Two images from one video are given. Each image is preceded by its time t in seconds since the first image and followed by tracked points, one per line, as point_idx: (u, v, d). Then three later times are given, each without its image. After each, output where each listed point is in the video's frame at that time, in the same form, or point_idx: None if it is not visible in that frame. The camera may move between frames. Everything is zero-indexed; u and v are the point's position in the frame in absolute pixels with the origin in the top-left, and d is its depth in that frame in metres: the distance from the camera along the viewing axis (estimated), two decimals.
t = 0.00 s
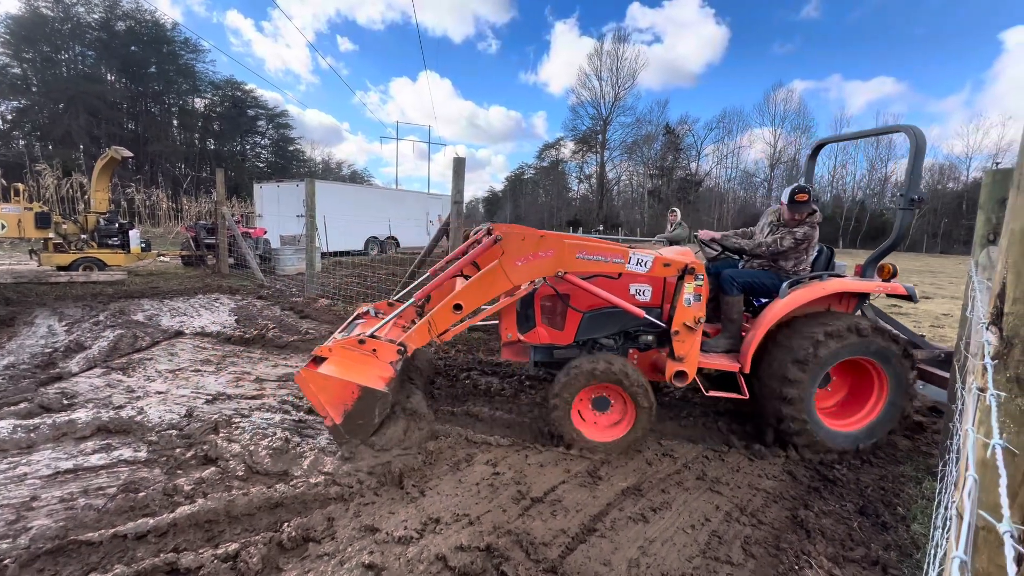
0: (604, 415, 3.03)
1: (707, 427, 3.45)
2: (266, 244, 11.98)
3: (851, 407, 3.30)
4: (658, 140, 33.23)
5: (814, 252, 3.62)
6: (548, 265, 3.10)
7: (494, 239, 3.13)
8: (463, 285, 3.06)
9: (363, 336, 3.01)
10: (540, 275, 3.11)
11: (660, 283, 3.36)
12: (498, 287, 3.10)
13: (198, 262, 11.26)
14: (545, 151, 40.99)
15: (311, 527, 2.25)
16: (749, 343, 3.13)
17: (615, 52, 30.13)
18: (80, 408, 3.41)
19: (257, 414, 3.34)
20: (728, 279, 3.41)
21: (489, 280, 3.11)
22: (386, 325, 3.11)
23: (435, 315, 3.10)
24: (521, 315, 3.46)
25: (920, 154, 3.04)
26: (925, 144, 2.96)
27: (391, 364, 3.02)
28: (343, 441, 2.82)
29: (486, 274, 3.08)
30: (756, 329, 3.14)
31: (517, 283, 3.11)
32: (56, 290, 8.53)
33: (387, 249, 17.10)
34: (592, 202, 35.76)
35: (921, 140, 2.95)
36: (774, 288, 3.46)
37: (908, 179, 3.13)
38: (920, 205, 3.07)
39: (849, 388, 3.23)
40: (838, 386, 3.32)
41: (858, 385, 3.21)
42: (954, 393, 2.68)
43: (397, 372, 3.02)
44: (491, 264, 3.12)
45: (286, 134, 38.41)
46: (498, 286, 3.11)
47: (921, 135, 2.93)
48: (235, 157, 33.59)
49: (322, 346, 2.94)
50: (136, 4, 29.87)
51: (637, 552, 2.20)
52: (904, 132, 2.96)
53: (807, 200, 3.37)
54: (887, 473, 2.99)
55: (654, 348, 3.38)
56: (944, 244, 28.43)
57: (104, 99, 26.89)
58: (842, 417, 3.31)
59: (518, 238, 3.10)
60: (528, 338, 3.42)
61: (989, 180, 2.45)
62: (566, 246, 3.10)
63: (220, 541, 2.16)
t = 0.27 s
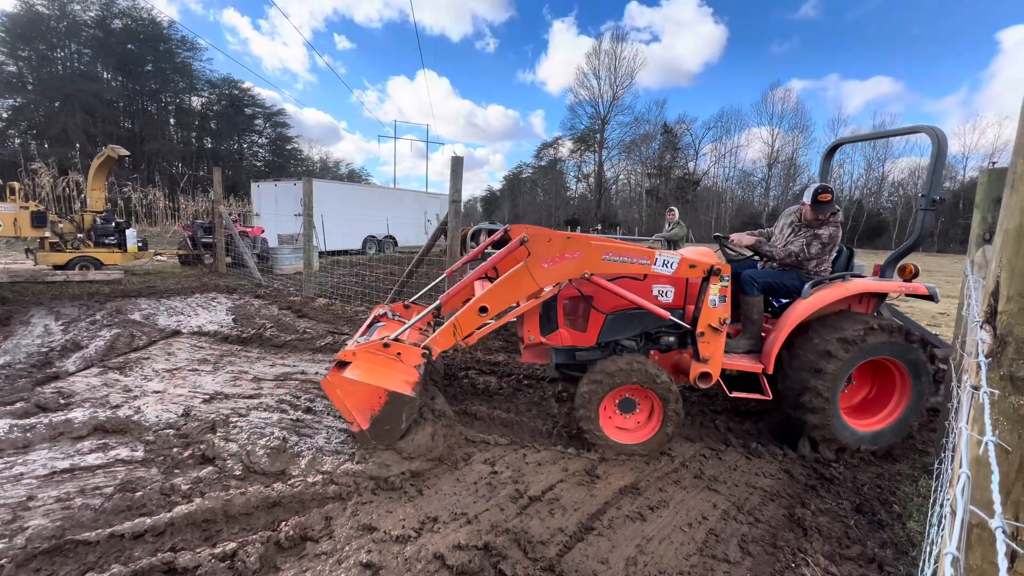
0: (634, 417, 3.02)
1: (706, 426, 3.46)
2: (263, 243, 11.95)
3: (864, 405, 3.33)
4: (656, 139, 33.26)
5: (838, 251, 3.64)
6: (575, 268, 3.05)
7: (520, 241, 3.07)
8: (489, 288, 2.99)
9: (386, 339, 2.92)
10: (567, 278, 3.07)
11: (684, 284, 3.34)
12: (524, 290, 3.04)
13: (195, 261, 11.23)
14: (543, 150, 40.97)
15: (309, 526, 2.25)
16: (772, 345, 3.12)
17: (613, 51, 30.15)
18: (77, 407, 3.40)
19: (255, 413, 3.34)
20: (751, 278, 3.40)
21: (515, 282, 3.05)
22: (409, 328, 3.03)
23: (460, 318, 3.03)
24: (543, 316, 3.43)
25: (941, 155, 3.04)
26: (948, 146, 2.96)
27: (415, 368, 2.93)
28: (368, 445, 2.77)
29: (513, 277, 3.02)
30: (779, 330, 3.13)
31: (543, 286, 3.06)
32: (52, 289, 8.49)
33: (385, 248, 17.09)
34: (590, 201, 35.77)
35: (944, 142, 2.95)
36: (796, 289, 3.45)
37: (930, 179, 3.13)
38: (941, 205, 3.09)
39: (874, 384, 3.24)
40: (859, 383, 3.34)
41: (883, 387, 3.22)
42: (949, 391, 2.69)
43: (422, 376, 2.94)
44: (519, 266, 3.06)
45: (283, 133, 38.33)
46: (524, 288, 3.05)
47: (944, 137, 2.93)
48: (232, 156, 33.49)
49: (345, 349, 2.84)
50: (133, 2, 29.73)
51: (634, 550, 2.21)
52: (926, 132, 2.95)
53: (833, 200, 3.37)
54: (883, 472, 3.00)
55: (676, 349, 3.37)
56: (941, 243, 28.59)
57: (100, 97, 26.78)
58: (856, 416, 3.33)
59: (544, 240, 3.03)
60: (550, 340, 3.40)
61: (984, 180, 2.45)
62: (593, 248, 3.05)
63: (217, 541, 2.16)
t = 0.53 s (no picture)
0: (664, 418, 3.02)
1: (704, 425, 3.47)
2: (260, 242, 11.92)
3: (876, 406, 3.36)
4: (654, 138, 33.31)
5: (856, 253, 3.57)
6: (599, 269, 3.02)
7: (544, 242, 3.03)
8: (513, 289, 2.94)
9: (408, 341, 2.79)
10: (592, 279, 3.04)
11: (703, 285, 3.35)
12: (549, 291, 2.99)
13: (192, 260, 11.20)
14: (541, 149, 40.98)
15: (307, 526, 2.24)
16: (791, 347, 3.16)
17: (610, 51, 30.18)
18: (73, 407, 3.39)
19: (253, 413, 3.33)
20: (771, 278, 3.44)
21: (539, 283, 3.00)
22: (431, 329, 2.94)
23: (483, 320, 2.96)
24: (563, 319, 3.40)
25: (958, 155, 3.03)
26: (965, 145, 2.95)
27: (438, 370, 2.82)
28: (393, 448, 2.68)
29: (537, 277, 2.97)
30: (799, 330, 3.17)
31: (567, 287, 3.02)
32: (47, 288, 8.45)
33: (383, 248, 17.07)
34: (588, 201, 35.80)
35: (961, 142, 2.94)
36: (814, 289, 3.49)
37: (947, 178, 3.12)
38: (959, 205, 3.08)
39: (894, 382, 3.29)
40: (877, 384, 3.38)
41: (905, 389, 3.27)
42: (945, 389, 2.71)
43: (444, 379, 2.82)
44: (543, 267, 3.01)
45: (280, 132, 38.25)
46: (548, 290, 3.01)
47: (962, 137, 2.92)
48: (229, 155, 33.41)
49: (367, 351, 2.71)
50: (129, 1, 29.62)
51: (632, 549, 2.21)
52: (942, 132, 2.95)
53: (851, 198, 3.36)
54: (880, 471, 3.02)
55: (695, 350, 3.40)
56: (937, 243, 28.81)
57: (96, 96, 26.67)
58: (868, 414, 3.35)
59: (569, 240, 2.99)
60: (570, 342, 3.38)
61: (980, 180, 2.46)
62: (618, 249, 3.02)
63: (215, 541, 2.15)
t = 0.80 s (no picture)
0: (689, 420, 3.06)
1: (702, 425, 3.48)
2: (258, 242, 11.90)
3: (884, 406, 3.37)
4: (651, 138, 33.35)
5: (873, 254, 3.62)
6: (622, 270, 3.03)
7: (567, 244, 3.04)
8: (537, 290, 2.94)
9: (432, 343, 2.85)
10: (615, 280, 3.04)
11: (722, 287, 3.36)
12: (572, 292, 2.99)
13: (189, 260, 11.17)
14: (539, 149, 41.00)
15: (304, 526, 2.24)
16: (810, 347, 3.20)
17: (608, 51, 30.23)
18: (69, 408, 3.38)
19: (250, 413, 3.32)
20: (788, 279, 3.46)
21: (562, 285, 3.00)
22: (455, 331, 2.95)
23: (506, 321, 2.96)
24: (582, 319, 3.40)
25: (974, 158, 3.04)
26: (982, 148, 2.96)
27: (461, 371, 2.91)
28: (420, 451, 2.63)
29: (560, 278, 2.97)
30: (817, 331, 3.21)
31: (590, 288, 3.02)
32: (43, 289, 8.41)
33: (381, 247, 17.06)
34: (586, 201, 35.83)
35: (978, 144, 2.94)
36: (830, 290, 3.51)
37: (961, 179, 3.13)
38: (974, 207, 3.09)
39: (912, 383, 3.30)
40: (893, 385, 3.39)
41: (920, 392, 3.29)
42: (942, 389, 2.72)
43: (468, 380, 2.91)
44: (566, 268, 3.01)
45: (278, 132, 38.19)
46: (571, 291, 3.01)
47: (978, 139, 2.93)
48: (226, 155, 33.33)
49: (391, 353, 2.73)
50: None
51: (629, 549, 2.21)
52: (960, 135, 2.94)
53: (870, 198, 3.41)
54: (876, 470, 3.03)
55: (713, 351, 3.43)
56: (933, 243, 29.04)
57: (93, 95, 26.57)
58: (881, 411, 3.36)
59: (592, 241, 3.00)
60: (589, 343, 3.39)
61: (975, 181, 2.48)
62: (640, 250, 3.04)
63: (212, 542, 2.15)
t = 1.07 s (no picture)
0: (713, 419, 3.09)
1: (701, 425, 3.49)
2: (255, 243, 11.87)
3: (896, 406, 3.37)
4: (649, 139, 33.41)
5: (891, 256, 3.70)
6: (645, 271, 3.05)
7: (591, 245, 3.06)
8: (561, 291, 2.94)
9: (456, 345, 2.85)
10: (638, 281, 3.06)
11: (741, 288, 3.37)
12: (596, 294, 3.00)
13: (186, 261, 11.14)
14: (537, 149, 41.04)
15: (302, 527, 2.24)
16: (827, 348, 3.23)
17: (606, 52, 30.28)
18: (66, 408, 3.37)
19: (247, 414, 3.32)
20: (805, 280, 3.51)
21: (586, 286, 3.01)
22: (478, 333, 2.97)
23: (529, 322, 2.94)
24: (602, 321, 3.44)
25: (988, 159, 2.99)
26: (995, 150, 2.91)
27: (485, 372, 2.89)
28: (443, 452, 2.70)
29: (583, 279, 2.98)
30: (834, 332, 3.23)
31: (613, 290, 3.03)
32: (40, 289, 8.38)
33: (379, 248, 17.04)
34: (584, 201, 35.87)
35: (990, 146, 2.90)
36: (846, 292, 3.54)
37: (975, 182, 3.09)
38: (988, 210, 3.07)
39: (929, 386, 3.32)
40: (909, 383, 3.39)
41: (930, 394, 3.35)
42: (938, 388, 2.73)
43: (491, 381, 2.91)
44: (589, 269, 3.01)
45: (276, 132, 38.13)
46: (594, 293, 3.01)
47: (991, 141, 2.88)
48: (224, 155, 33.27)
49: (416, 355, 2.75)
50: None
51: (627, 549, 2.21)
52: (975, 139, 2.77)
53: (883, 199, 3.51)
54: (873, 469, 3.05)
55: (731, 351, 3.45)
56: (929, 243, 29.18)
57: (89, 95, 26.49)
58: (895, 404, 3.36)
59: (615, 243, 3.01)
60: (608, 344, 3.43)
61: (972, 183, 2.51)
62: (662, 252, 3.06)
63: (209, 542, 2.14)
